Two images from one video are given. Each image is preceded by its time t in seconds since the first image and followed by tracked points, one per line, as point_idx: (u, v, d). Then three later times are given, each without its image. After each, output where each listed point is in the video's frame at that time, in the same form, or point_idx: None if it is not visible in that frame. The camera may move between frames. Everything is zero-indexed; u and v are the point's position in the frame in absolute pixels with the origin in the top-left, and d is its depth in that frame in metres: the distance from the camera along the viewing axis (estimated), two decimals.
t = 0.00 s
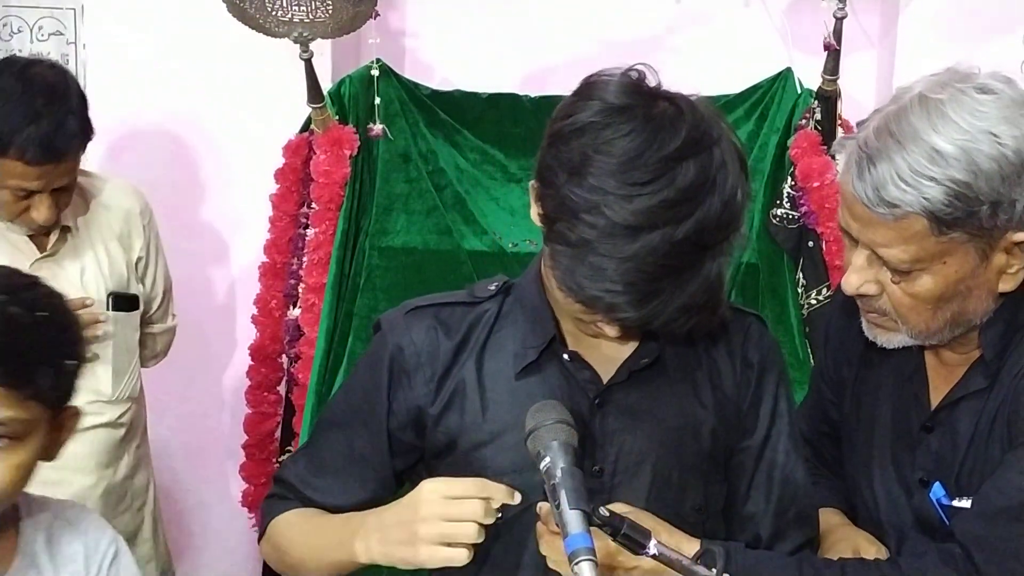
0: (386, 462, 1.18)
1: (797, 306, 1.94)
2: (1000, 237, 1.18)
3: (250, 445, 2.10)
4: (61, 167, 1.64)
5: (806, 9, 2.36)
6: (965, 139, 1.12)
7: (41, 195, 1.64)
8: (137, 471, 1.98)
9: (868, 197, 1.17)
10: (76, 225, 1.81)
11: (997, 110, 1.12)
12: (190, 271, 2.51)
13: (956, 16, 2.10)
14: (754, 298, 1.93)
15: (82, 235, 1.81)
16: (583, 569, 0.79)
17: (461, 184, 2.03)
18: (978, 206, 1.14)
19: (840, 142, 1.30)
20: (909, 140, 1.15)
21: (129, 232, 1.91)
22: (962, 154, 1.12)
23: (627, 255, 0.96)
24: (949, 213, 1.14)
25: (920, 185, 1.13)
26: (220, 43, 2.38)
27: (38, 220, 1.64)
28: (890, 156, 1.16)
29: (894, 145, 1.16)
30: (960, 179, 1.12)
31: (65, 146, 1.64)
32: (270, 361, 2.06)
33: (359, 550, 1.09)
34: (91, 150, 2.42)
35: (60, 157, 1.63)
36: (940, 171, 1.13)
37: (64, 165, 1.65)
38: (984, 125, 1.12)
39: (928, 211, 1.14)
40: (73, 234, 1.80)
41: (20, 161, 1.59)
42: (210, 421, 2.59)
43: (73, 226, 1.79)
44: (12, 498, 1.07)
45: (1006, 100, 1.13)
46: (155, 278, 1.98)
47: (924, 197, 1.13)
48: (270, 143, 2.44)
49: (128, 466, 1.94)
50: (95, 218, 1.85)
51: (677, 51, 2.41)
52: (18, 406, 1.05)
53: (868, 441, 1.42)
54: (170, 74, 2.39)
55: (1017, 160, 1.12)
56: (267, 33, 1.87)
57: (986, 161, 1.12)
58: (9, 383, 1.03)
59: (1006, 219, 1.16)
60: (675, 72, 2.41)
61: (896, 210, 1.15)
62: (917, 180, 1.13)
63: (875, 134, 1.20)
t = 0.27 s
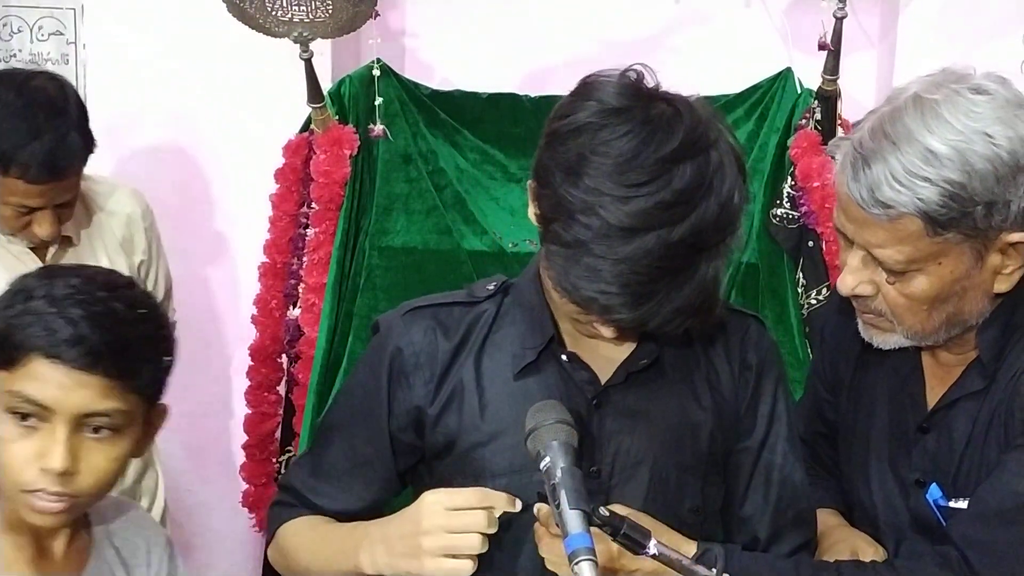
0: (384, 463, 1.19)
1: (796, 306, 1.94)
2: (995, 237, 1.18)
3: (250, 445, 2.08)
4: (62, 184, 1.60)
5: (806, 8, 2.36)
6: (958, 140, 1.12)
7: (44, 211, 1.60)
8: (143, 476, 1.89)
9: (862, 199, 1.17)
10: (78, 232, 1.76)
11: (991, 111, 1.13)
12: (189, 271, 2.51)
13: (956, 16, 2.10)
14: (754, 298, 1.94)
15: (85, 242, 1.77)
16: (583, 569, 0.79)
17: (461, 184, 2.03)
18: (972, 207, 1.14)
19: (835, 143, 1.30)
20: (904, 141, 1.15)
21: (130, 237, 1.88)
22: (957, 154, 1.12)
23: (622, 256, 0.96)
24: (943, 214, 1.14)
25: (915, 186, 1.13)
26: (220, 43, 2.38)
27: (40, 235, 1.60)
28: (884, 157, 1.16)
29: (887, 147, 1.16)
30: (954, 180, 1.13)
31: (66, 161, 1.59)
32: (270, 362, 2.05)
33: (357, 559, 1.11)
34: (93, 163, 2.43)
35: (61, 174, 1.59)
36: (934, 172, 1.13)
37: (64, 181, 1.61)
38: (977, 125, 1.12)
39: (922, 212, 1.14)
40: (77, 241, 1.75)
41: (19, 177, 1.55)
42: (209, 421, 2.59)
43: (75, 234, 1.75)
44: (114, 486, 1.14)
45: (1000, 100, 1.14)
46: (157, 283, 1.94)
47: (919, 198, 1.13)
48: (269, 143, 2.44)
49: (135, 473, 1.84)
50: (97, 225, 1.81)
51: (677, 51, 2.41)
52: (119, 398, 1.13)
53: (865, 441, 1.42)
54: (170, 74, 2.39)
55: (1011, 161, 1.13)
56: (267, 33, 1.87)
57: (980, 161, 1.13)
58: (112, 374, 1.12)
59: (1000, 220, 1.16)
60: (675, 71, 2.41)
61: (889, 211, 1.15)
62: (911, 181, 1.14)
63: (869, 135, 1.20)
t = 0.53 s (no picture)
0: (383, 463, 1.19)
1: (796, 305, 1.94)
2: (989, 238, 1.18)
3: (250, 444, 2.05)
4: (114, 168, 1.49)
5: (806, 8, 2.36)
6: (951, 142, 1.12)
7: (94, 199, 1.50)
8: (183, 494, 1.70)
9: (856, 201, 1.17)
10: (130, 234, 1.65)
11: (984, 113, 1.13)
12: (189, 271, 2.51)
13: (956, 16, 2.10)
14: (755, 299, 1.95)
15: (133, 245, 1.65)
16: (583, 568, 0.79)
17: (461, 184, 2.03)
18: (965, 209, 1.14)
19: (829, 146, 1.30)
20: (897, 143, 1.15)
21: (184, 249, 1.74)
22: (950, 156, 1.12)
23: (621, 257, 0.96)
24: (937, 216, 1.14)
25: (908, 189, 1.13)
26: (221, 43, 2.38)
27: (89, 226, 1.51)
28: (878, 159, 1.16)
29: (881, 149, 1.16)
30: (948, 182, 1.12)
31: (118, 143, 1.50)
32: (270, 361, 2.01)
33: (361, 557, 1.10)
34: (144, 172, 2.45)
35: (112, 156, 1.48)
36: (927, 174, 1.13)
37: (116, 165, 1.50)
38: (971, 127, 1.12)
39: (916, 214, 1.14)
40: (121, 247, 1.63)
41: (70, 160, 1.45)
42: (209, 421, 2.59)
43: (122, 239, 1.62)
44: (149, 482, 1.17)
45: (993, 102, 1.14)
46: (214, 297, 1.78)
47: (912, 200, 1.13)
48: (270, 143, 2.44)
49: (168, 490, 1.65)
50: (152, 228, 1.69)
51: (677, 51, 2.41)
52: (158, 400, 1.14)
53: (863, 441, 1.42)
54: (170, 74, 2.39)
55: (1004, 163, 1.13)
56: (267, 33, 1.87)
57: (974, 163, 1.12)
58: (148, 379, 1.13)
59: (994, 220, 1.16)
60: (675, 71, 2.41)
61: (883, 213, 1.15)
62: (904, 183, 1.13)
63: (862, 138, 1.20)
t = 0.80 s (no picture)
0: (382, 464, 1.19)
1: (796, 305, 1.94)
2: (987, 238, 1.18)
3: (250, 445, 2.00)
4: (188, 127, 1.48)
5: (806, 8, 2.36)
6: (948, 142, 1.12)
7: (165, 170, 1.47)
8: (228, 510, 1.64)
9: (854, 201, 1.17)
10: (185, 239, 1.57)
11: (981, 113, 1.13)
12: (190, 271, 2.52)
13: (955, 16, 2.10)
14: (754, 299, 1.96)
15: (190, 252, 1.58)
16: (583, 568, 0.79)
17: (461, 184, 2.03)
18: (963, 209, 1.14)
19: (827, 147, 1.30)
20: (894, 143, 1.15)
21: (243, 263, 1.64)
22: (947, 156, 1.12)
23: (621, 258, 0.97)
24: (934, 216, 1.14)
25: (905, 189, 1.13)
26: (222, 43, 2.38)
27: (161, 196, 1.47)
28: (875, 160, 1.16)
29: (878, 149, 1.16)
30: (945, 182, 1.12)
31: (190, 102, 1.48)
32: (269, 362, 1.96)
33: (365, 566, 1.10)
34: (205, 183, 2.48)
35: (186, 113, 1.47)
36: (924, 174, 1.13)
37: (189, 126, 1.48)
38: (968, 127, 1.12)
39: (913, 214, 1.14)
40: (177, 249, 1.56)
41: (144, 121, 1.44)
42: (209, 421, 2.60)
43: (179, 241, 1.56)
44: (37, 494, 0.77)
45: (991, 102, 1.14)
46: (272, 315, 1.68)
47: (909, 200, 1.13)
48: (271, 143, 2.44)
49: (207, 509, 1.59)
50: (207, 239, 1.61)
51: (677, 51, 2.41)
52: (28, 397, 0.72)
53: (862, 441, 1.42)
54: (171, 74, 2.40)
55: (1002, 163, 1.12)
56: (267, 33, 1.87)
57: (971, 163, 1.12)
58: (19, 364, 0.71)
59: (991, 220, 1.16)
60: (675, 72, 2.41)
61: (881, 213, 1.15)
62: (901, 183, 1.13)
63: (861, 139, 1.20)
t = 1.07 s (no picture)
0: (380, 464, 1.19)
1: (796, 306, 1.94)
2: (987, 236, 1.17)
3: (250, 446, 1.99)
4: (205, 116, 1.48)
5: (806, 8, 2.36)
6: (947, 139, 1.12)
7: (179, 159, 1.47)
8: (234, 523, 1.61)
9: (853, 200, 1.17)
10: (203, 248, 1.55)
11: (980, 111, 1.13)
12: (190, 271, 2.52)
13: (956, 16, 2.10)
14: (755, 299, 1.96)
15: (208, 261, 1.56)
16: (583, 569, 0.79)
17: (461, 184, 2.03)
18: (962, 207, 1.14)
19: (825, 145, 1.30)
20: (893, 142, 1.15)
21: (258, 275, 1.60)
22: (946, 154, 1.12)
23: (624, 258, 0.96)
24: (933, 214, 1.14)
25: (904, 187, 1.13)
26: (222, 43, 2.37)
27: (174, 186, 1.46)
28: (874, 158, 1.16)
29: (877, 148, 1.16)
30: (944, 180, 1.12)
31: (207, 93, 1.48)
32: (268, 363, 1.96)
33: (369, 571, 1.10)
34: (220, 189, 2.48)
35: (202, 101, 1.47)
36: (923, 172, 1.13)
37: (206, 116, 1.48)
38: (966, 125, 1.12)
39: (912, 212, 1.14)
40: (190, 257, 1.53)
41: (161, 109, 1.45)
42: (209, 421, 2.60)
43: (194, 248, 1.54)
44: None
45: (989, 100, 1.14)
46: (285, 329, 1.64)
47: (909, 198, 1.13)
48: (271, 143, 2.44)
49: (212, 522, 1.55)
50: (223, 249, 1.59)
51: (677, 51, 2.41)
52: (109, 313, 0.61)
53: (863, 441, 1.42)
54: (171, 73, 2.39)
55: (1001, 160, 1.12)
56: (267, 33, 1.87)
57: (970, 161, 1.12)
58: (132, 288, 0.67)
59: (990, 219, 1.15)
60: (675, 71, 2.41)
61: (880, 211, 1.15)
62: (900, 181, 1.13)
63: (859, 138, 1.20)
